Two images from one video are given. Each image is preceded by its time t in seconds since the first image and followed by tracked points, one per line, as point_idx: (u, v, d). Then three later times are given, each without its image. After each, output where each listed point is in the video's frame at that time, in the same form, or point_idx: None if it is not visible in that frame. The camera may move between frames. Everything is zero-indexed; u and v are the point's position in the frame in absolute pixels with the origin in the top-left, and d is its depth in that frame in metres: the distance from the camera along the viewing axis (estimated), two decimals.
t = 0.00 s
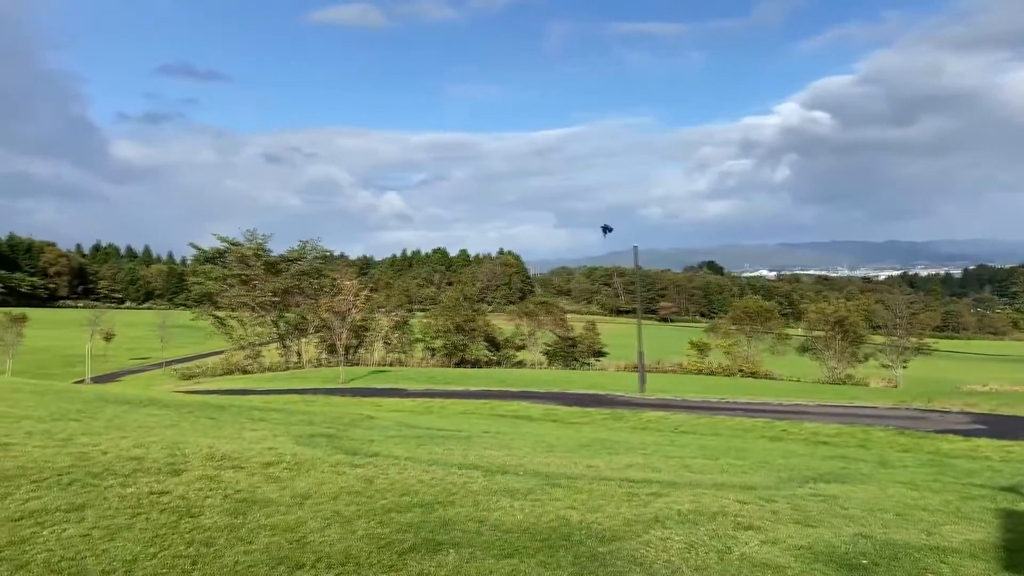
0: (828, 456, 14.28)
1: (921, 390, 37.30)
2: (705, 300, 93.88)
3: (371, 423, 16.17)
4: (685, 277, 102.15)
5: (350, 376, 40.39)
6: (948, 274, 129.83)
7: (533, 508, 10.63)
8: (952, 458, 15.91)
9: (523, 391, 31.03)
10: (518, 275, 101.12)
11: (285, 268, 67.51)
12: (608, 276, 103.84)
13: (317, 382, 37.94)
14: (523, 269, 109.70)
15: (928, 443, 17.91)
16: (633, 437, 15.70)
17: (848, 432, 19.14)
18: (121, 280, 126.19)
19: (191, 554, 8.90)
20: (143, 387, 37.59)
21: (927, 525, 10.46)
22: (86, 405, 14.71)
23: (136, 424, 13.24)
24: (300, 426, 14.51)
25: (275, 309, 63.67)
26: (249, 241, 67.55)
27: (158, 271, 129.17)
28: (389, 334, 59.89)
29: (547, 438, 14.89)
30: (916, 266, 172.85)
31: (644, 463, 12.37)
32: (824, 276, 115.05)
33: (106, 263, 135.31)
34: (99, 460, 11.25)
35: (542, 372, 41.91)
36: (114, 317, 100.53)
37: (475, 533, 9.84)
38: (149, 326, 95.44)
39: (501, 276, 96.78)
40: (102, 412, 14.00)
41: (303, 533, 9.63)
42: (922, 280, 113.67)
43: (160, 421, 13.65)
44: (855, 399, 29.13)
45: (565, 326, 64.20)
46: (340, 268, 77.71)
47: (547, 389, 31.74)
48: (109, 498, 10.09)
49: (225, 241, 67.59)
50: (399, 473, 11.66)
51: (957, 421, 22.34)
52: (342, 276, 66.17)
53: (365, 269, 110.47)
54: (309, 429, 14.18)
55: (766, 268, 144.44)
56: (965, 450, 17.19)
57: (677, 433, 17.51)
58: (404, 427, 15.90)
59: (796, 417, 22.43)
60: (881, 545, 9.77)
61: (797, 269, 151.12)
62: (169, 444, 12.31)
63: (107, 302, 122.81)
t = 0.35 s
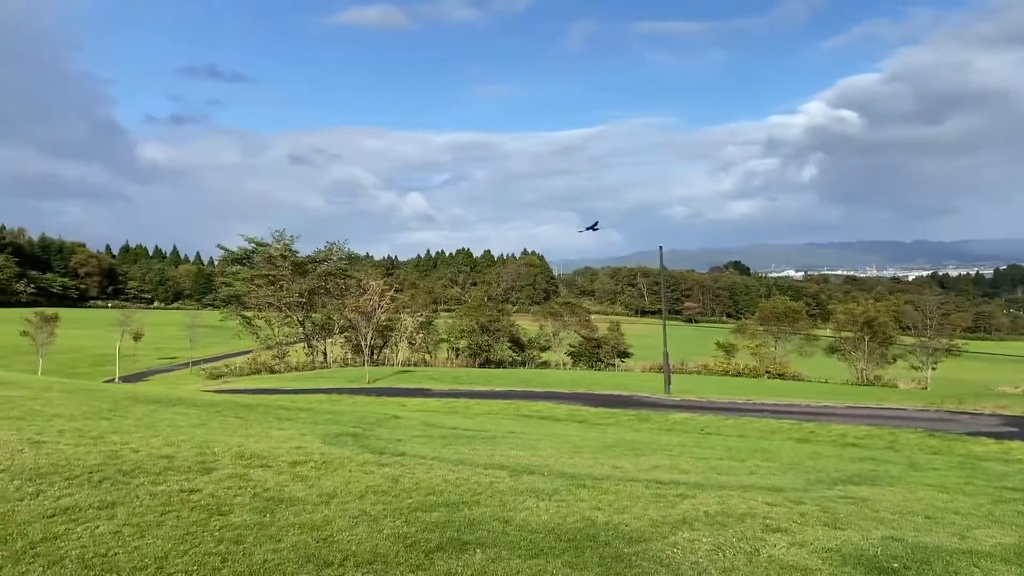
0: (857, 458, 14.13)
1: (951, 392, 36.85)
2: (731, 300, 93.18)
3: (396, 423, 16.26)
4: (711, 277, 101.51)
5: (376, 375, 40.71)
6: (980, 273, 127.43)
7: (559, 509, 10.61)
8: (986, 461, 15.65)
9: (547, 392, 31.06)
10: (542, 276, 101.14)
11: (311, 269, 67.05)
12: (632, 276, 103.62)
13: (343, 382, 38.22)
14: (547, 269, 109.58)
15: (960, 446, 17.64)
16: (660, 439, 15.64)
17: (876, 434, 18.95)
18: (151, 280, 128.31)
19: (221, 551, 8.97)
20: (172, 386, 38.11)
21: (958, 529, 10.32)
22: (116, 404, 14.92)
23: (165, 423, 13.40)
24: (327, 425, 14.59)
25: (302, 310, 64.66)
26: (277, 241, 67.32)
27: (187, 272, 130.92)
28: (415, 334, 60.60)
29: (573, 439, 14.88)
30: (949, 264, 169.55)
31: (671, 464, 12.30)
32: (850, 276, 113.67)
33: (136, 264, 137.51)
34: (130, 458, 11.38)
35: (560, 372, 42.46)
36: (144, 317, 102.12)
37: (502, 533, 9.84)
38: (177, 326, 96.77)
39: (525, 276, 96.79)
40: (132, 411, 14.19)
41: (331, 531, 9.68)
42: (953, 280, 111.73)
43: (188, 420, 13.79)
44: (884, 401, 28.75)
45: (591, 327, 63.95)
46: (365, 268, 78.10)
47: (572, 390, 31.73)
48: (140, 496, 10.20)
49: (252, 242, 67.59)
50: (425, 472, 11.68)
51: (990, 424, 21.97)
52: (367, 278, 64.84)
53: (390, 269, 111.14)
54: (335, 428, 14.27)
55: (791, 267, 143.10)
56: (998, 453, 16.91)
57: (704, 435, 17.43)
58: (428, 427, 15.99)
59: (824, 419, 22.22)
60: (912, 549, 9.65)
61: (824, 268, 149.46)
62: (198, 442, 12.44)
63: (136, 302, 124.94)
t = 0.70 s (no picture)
0: (885, 460, 13.99)
1: (983, 394, 36.33)
2: (758, 301, 92.43)
3: (421, 423, 16.33)
4: (737, 277, 100.71)
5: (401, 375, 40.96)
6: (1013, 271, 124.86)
7: (585, 509, 10.60)
8: (1018, 465, 15.42)
9: (571, 393, 31.04)
10: (565, 276, 101.05)
11: (337, 270, 68.73)
12: (656, 277, 103.17)
13: (367, 381, 38.48)
14: (571, 269, 109.45)
15: (991, 449, 17.40)
16: (685, 440, 15.57)
17: (904, 436, 18.77)
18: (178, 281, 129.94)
19: (249, 549, 9.05)
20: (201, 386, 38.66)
21: (991, 533, 10.16)
22: (146, 403, 15.14)
23: (193, 421, 13.54)
24: (353, 425, 14.64)
25: (328, 310, 65.06)
26: (303, 242, 69.52)
27: (214, 272, 132.43)
28: (439, 334, 61.34)
29: (599, 440, 14.89)
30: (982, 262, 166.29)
31: (697, 465, 12.23)
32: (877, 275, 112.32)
33: (163, 264, 139.45)
34: (159, 456, 11.52)
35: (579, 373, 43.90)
36: (173, 317, 103.58)
37: (527, 533, 9.84)
38: (203, 326, 97.95)
39: (549, 276, 96.84)
40: (161, 409, 14.40)
41: (357, 530, 9.72)
42: (984, 279, 109.68)
43: (216, 419, 13.91)
44: (913, 403, 28.38)
45: (614, 326, 64.21)
46: (389, 267, 78.54)
47: (595, 390, 31.72)
48: (169, 494, 10.30)
49: (280, 243, 69.79)
50: (451, 472, 11.71)
51: None
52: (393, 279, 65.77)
53: (414, 269, 111.63)
54: (361, 428, 14.34)
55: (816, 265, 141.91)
56: None
57: (729, 436, 17.32)
58: (453, 427, 16.05)
59: (851, 421, 22.02)
60: (942, 552, 9.53)
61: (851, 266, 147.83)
62: (225, 441, 12.55)
63: (164, 301, 126.86)
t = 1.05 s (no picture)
0: (918, 464, 13.80)
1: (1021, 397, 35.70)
2: (786, 302, 91.55)
3: (446, 423, 16.40)
4: (765, 278, 99.83)
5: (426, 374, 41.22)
6: None
7: (613, 511, 10.57)
8: None
9: (597, 393, 31.01)
10: (591, 276, 100.93)
11: (363, 270, 67.84)
12: (683, 277, 102.73)
13: (392, 381, 38.72)
14: (596, 270, 109.30)
15: None
16: (714, 442, 15.49)
17: (936, 439, 18.51)
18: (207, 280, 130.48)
19: (279, 548, 9.12)
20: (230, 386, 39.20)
21: None
22: (176, 401, 15.34)
23: (222, 420, 13.68)
24: (380, 425, 14.70)
25: (354, 310, 65.58)
26: (331, 243, 69.39)
27: (241, 273, 133.57)
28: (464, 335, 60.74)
29: (628, 441, 14.84)
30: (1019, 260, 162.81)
31: (725, 467, 12.17)
32: (906, 275, 110.79)
33: (192, 264, 141.38)
34: (190, 455, 11.64)
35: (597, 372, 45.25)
36: (202, 317, 104.98)
37: (555, 534, 9.82)
38: (231, 326, 99.09)
39: (575, 276, 96.84)
40: (191, 408, 14.58)
41: (386, 530, 9.76)
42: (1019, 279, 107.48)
43: (245, 418, 14.04)
44: (947, 405, 27.93)
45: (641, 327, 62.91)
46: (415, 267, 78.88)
47: (620, 391, 31.66)
48: (200, 492, 10.41)
49: (307, 243, 69.68)
50: (477, 472, 11.72)
51: None
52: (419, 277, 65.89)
53: (440, 268, 111.96)
54: (388, 428, 14.38)
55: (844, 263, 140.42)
56: None
57: (758, 438, 17.20)
58: (479, 427, 16.10)
59: (882, 423, 21.77)
60: (977, 557, 9.38)
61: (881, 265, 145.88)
62: (254, 440, 12.67)
63: (193, 301, 128.48)
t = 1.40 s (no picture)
0: (948, 466, 13.63)
1: None
2: (812, 302, 90.84)
3: (471, 422, 16.46)
4: (791, 278, 99.01)
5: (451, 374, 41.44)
6: None
7: (638, 512, 10.53)
8: None
9: (621, 394, 30.96)
10: (615, 276, 100.79)
11: (388, 270, 68.89)
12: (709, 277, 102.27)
13: (417, 381, 38.91)
14: (620, 270, 109.21)
15: None
16: (740, 443, 15.40)
17: (966, 441, 18.27)
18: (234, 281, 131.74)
19: (306, 545, 9.18)
20: (258, 385, 39.69)
21: None
22: (203, 400, 15.53)
23: (249, 419, 13.81)
24: (404, 425, 14.76)
25: (378, 310, 65.85)
26: (356, 243, 70.25)
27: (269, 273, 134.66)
28: (488, 334, 61.76)
29: (654, 443, 14.78)
30: None
31: (751, 468, 12.08)
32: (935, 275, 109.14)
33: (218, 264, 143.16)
34: (218, 454, 11.75)
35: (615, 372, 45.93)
36: (229, 318, 106.15)
37: (581, 534, 9.82)
38: (258, 326, 100.07)
39: (599, 277, 96.94)
40: (218, 407, 14.74)
41: (412, 529, 9.79)
42: None
43: (272, 417, 14.19)
44: (979, 407, 27.49)
45: (665, 327, 64.23)
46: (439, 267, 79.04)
47: (645, 392, 31.56)
48: (228, 490, 10.50)
49: (332, 243, 70.74)
50: (502, 472, 11.72)
51: None
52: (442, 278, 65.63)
53: (464, 269, 112.27)
54: (413, 428, 14.43)
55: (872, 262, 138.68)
56: None
57: (785, 439, 17.07)
58: (505, 427, 16.14)
59: (912, 425, 21.52)
60: (1010, 561, 9.23)
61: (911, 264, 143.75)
62: (281, 439, 12.77)
63: (220, 301, 130.01)
